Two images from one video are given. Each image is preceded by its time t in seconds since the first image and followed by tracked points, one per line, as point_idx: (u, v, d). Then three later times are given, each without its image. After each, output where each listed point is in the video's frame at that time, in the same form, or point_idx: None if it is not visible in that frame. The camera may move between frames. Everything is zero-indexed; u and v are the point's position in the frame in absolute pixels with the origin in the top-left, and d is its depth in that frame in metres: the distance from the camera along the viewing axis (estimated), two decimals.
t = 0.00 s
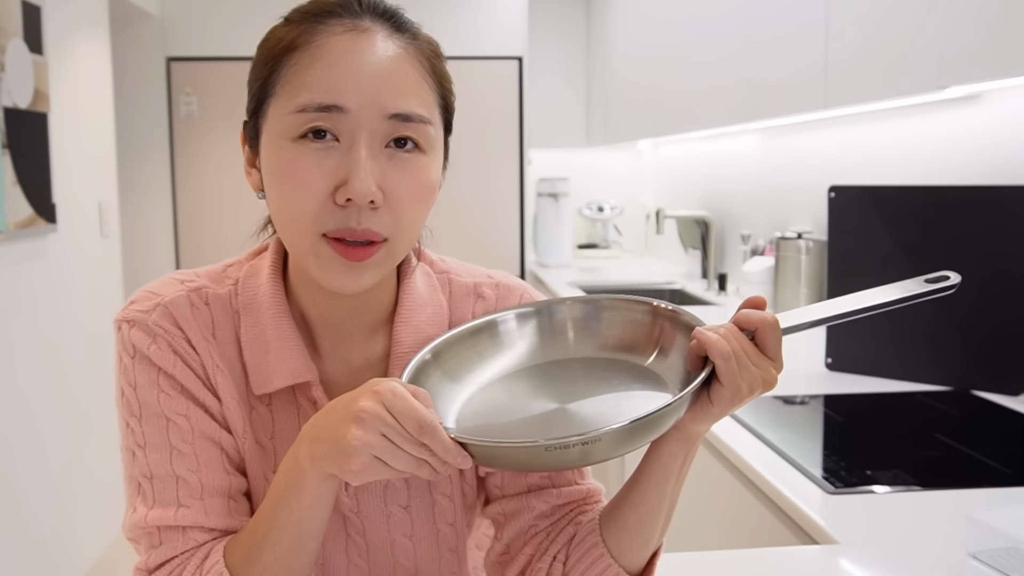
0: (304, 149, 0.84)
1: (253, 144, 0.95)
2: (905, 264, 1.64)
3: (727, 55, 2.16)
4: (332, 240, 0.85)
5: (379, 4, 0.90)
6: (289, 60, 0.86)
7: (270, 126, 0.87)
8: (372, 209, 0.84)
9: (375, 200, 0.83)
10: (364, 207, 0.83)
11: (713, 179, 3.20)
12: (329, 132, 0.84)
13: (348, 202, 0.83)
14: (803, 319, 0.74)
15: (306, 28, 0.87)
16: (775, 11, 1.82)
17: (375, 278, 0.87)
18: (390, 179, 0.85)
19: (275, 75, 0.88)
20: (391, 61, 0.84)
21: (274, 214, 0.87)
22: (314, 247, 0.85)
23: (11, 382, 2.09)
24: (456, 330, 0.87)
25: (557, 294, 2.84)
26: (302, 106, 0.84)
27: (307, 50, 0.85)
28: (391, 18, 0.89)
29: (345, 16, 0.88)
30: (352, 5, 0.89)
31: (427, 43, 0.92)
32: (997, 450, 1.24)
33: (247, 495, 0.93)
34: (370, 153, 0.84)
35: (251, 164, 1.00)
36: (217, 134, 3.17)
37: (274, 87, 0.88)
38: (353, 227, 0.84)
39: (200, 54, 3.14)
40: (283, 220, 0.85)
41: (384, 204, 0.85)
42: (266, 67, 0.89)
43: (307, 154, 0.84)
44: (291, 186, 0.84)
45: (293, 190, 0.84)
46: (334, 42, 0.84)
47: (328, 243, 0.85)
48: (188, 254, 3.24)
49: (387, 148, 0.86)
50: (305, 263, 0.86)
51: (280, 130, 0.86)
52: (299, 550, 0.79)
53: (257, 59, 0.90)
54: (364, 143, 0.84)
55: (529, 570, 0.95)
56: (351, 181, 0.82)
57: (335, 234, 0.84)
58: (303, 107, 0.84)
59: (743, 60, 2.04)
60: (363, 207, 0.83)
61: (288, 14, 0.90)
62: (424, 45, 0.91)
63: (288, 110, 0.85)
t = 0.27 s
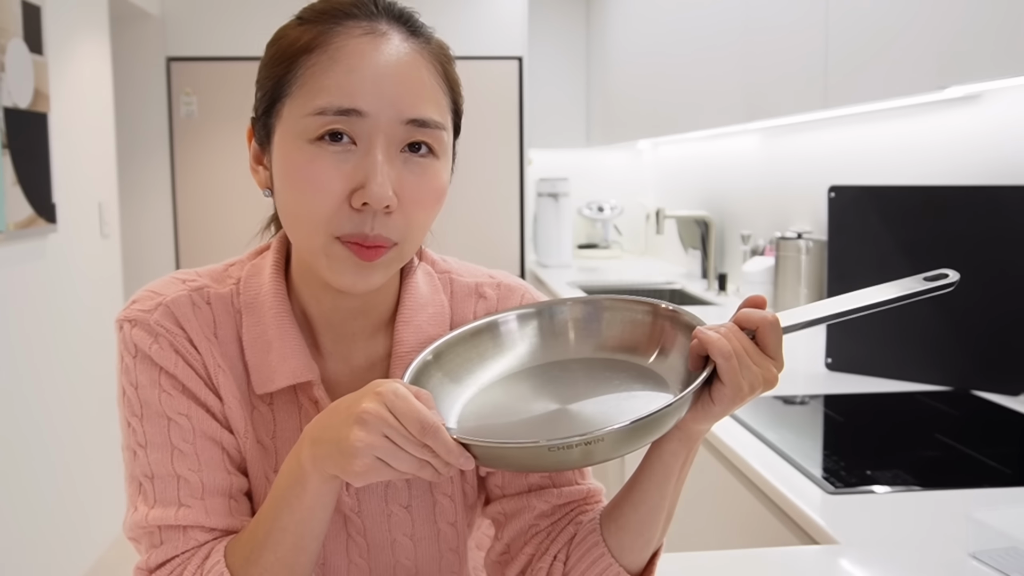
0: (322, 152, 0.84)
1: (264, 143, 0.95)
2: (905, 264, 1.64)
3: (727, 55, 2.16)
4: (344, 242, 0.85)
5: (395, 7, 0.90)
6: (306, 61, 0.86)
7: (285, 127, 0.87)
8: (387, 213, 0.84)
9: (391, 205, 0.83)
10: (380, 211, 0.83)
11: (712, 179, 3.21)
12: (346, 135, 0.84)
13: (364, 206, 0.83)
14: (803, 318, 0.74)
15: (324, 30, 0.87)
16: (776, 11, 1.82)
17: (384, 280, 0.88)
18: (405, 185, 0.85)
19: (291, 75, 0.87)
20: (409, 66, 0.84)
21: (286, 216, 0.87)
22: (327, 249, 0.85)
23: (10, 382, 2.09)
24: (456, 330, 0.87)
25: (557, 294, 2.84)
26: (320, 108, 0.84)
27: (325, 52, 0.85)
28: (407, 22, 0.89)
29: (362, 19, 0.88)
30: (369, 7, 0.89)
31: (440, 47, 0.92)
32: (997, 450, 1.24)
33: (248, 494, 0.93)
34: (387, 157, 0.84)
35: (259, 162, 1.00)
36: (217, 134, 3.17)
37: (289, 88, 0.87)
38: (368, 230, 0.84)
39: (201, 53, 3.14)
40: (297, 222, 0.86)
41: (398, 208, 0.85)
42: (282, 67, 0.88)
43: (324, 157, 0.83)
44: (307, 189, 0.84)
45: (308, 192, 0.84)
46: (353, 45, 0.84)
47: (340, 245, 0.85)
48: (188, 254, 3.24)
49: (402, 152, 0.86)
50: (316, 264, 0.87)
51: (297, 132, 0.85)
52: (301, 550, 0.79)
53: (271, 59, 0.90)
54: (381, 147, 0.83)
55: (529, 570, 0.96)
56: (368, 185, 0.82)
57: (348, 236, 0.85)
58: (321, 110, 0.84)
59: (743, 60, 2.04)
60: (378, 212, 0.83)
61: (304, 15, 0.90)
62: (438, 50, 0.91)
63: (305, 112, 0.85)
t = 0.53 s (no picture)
0: (332, 154, 0.84)
1: (270, 142, 0.95)
2: (905, 264, 1.64)
3: (727, 55, 2.16)
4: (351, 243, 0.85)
5: (407, 9, 0.90)
6: (318, 61, 0.86)
7: (295, 127, 0.87)
8: (395, 216, 0.84)
9: (399, 207, 0.84)
10: (389, 214, 0.84)
11: (712, 179, 3.21)
12: (356, 137, 0.84)
13: (373, 208, 0.83)
14: (803, 317, 0.74)
15: (336, 30, 0.86)
16: (775, 12, 1.82)
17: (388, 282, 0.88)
18: (414, 187, 0.85)
19: (302, 75, 0.87)
20: (421, 69, 0.84)
21: (294, 216, 0.87)
22: (334, 251, 0.85)
23: (10, 382, 2.09)
24: (456, 331, 0.87)
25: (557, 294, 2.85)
26: (332, 109, 0.84)
27: (338, 53, 0.84)
28: (419, 24, 0.89)
29: (374, 20, 0.87)
30: (381, 8, 0.89)
31: (450, 50, 0.92)
32: (997, 450, 1.24)
33: (249, 494, 0.93)
34: (396, 159, 0.84)
35: (264, 159, 1.00)
36: (217, 134, 3.17)
37: (300, 87, 0.87)
38: (376, 232, 0.85)
39: (201, 54, 3.14)
40: (305, 222, 0.86)
41: (407, 211, 0.85)
42: (293, 66, 0.88)
43: (335, 158, 0.84)
44: (316, 190, 0.84)
45: (317, 193, 0.84)
46: (365, 47, 0.84)
47: (347, 247, 0.85)
48: (189, 254, 3.24)
49: (411, 154, 0.86)
50: (321, 264, 0.87)
51: (307, 132, 0.85)
52: (302, 551, 0.79)
53: (281, 58, 0.90)
54: (391, 150, 0.84)
55: (529, 570, 0.96)
56: (378, 188, 0.83)
57: (355, 238, 0.85)
58: (332, 111, 0.84)
59: (743, 61, 2.04)
60: (387, 214, 0.84)
61: (315, 14, 0.89)
62: (448, 53, 0.91)
63: (316, 113, 0.85)
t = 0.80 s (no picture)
0: (336, 157, 0.84)
1: (274, 141, 0.95)
2: (905, 264, 1.64)
3: (727, 55, 2.16)
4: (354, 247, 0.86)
5: (412, 11, 0.89)
6: (323, 63, 0.85)
7: (300, 128, 0.87)
8: (398, 220, 0.84)
9: (403, 211, 0.84)
10: (393, 218, 0.84)
11: (712, 179, 3.21)
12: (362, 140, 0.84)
13: (377, 211, 0.84)
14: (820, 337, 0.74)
15: (342, 32, 0.86)
16: (775, 12, 1.82)
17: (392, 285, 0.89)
18: (419, 190, 0.85)
19: (307, 77, 0.87)
20: (426, 73, 0.84)
21: (297, 219, 0.87)
22: (337, 254, 0.85)
23: (11, 382, 2.09)
24: (462, 330, 0.87)
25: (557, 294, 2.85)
26: (338, 112, 0.84)
27: (344, 56, 0.84)
28: (425, 27, 0.89)
29: (381, 22, 0.87)
30: (387, 10, 0.88)
31: (455, 52, 0.92)
32: (997, 450, 1.24)
33: (250, 492, 0.93)
34: (401, 163, 0.84)
35: (268, 158, 1.00)
36: (217, 134, 3.17)
37: (305, 89, 0.87)
38: (379, 236, 0.85)
39: (201, 54, 3.14)
40: (308, 225, 0.86)
41: (410, 215, 0.85)
42: (297, 68, 0.88)
43: (339, 162, 0.84)
44: (320, 193, 0.84)
45: (321, 196, 0.84)
46: (371, 50, 0.84)
47: (350, 250, 0.85)
48: (189, 254, 3.24)
49: (416, 158, 0.86)
50: (324, 267, 0.87)
51: (312, 135, 0.85)
52: (303, 557, 0.79)
53: (286, 58, 0.89)
54: (396, 154, 0.84)
55: (530, 570, 0.96)
56: (382, 192, 0.83)
57: (359, 241, 0.85)
58: (338, 114, 0.84)
59: (743, 60, 2.04)
60: (390, 218, 0.84)
61: (320, 15, 0.89)
62: (454, 55, 0.90)
63: (322, 115, 0.85)
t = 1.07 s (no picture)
0: (337, 152, 0.84)
1: (276, 138, 0.95)
2: (905, 264, 1.64)
3: (727, 55, 2.16)
4: (352, 243, 0.86)
5: (416, 10, 0.89)
6: (325, 60, 0.85)
7: (301, 124, 0.87)
8: (398, 216, 0.84)
9: (403, 208, 0.84)
10: (392, 214, 0.84)
11: (712, 179, 3.21)
12: (362, 136, 0.84)
13: (376, 207, 0.83)
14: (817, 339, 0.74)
15: (345, 29, 0.86)
16: (775, 11, 1.82)
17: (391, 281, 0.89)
18: (418, 188, 0.85)
19: (310, 73, 0.87)
20: (428, 70, 0.84)
21: (297, 214, 0.87)
22: (335, 249, 0.85)
23: (10, 382, 2.08)
24: (460, 329, 0.87)
25: (557, 294, 2.84)
26: (338, 108, 0.84)
27: (346, 53, 0.84)
28: (427, 26, 0.89)
29: (384, 20, 0.87)
30: (390, 9, 0.89)
31: (458, 52, 0.92)
32: (998, 450, 1.24)
33: (250, 493, 0.93)
34: (401, 160, 0.84)
35: (269, 155, 1.00)
36: (217, 134, 3.17)
37: (306, 85, 0.87)
38: (378, 232, 0.85)
39: (201, 54, 3.14)
40: (307, 221, 0.86)
41: (410, 212, 0.85)
42: (300, 64, 0.88)
43: (339, 157, 0.83)
44: (319, 188, 0.84)
45: (320, 192, 0.84)
46: (373, 47, 0.84)
47: (349, 245, 0.85)
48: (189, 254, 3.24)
49: (416, 155, 0.86)
50: (322, 263, 0.87)
51: (313, 130, 0.85)
52: (299, 557, 0.79)
53: (289, 54, 0.89)
54: (396, 150, 0.84)
55: (529, 570, 0.96)
56: (382, 188, 0.83)
57: (357, 236, 0.85)
58: (339, 110, 0.84)
59: (743, 60, 2.04)
60: (389, 214, 0.84)
61: (324, 12, 0.89)
62: (456, 55, 0.91)
63: (323, 111, 0.85)
